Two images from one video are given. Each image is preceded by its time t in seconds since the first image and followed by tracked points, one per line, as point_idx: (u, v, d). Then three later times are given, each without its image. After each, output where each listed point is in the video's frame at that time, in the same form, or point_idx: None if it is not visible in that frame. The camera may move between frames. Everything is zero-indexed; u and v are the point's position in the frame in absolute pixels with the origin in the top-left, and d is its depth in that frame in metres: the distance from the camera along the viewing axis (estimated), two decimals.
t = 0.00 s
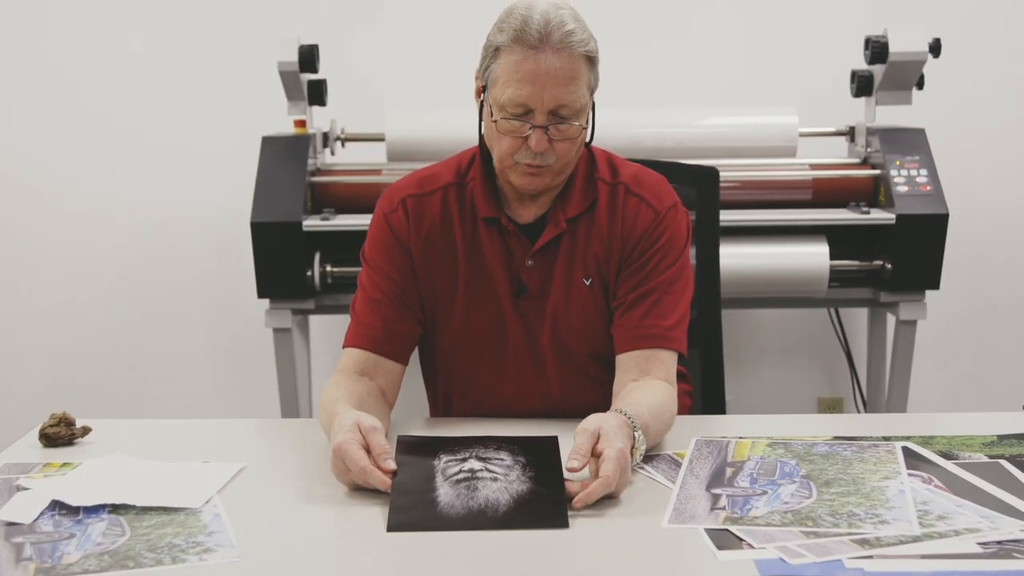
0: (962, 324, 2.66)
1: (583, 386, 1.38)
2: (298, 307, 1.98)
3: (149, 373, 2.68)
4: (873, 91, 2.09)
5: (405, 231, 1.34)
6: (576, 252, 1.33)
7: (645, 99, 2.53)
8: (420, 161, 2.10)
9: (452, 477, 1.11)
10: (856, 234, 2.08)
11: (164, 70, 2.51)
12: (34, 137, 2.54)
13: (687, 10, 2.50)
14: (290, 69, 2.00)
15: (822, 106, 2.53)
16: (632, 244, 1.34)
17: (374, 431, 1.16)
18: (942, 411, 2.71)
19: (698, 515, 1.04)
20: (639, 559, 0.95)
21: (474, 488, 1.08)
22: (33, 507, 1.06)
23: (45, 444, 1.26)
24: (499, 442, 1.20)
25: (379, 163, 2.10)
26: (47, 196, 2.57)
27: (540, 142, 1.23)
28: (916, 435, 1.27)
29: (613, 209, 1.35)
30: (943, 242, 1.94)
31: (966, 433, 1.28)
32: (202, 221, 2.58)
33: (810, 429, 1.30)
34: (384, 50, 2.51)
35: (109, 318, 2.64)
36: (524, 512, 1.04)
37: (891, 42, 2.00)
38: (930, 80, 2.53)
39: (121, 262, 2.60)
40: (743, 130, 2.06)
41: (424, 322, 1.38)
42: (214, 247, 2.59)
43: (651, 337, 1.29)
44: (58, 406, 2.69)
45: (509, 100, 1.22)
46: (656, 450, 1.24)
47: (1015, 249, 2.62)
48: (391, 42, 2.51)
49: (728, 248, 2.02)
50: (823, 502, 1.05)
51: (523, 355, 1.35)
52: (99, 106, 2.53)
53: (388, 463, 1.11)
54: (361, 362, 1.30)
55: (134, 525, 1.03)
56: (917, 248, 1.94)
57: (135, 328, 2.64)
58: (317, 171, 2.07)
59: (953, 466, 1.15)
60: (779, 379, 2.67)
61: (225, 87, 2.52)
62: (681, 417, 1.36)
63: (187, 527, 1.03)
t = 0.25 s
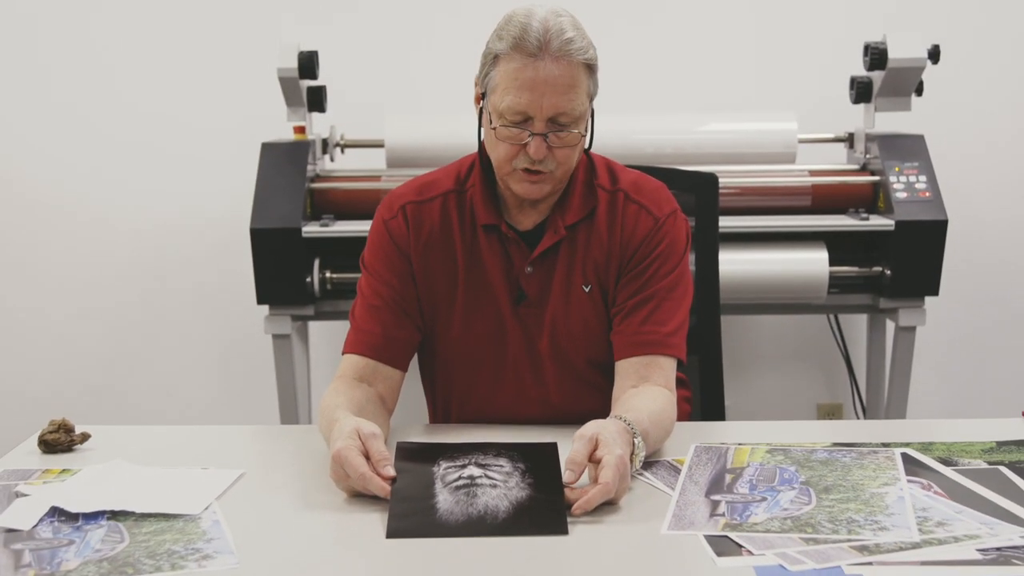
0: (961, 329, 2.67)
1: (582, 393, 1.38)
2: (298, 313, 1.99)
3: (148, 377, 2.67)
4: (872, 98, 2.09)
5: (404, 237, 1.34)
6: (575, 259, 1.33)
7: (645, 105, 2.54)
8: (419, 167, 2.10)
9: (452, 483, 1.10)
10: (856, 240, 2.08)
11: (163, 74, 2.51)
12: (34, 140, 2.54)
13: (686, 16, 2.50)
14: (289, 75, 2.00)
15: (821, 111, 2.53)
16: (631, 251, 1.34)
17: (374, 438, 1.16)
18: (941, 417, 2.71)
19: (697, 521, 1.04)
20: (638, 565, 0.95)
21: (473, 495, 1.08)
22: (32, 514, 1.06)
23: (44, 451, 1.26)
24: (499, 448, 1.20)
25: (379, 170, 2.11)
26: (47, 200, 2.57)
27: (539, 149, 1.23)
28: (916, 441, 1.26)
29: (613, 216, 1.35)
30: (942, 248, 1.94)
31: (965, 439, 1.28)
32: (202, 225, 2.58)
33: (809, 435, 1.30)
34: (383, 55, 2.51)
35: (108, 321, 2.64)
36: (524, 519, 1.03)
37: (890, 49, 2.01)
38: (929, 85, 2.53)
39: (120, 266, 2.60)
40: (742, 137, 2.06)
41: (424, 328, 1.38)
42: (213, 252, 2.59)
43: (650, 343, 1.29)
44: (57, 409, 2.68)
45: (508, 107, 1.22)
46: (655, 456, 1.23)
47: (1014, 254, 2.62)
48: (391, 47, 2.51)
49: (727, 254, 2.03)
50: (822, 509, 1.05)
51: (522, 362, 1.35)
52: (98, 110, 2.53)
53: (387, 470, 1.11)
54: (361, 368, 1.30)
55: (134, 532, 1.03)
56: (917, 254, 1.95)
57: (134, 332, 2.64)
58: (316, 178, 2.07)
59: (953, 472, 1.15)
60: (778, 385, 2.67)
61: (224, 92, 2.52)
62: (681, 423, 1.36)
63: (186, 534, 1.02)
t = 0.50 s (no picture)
0: (961, 335, 2.66)
1: (582, 400, 1.38)
2: (298, 319, 1.99)
3: (148, 381, 2.67)
4: (872, 105, 2.09)
5: (404, 244, 1.34)
6: (575, 266, 1.33)
7: (644, 112, 2.54)
8: (419, 174, 2.10)
9: (451, 490, 1.10)
10: (855, 247, 2.08)
11: (164, 77, 2.51)
12: (35, 142, 2.54)
13: (687, 20, 2.50)
14: (289, 82, 2.00)
15: (820, 117, 2.53)
16: (631, 258, 1.34)
17: (374, 445, 1.16)
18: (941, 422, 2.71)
19: (697, 529, 1.03)
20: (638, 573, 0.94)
21: (473, 502, 1.08)
22: (31, 521, 1.05)
23: (44, 458, 1.25)
24: (498, 455, 1.19)
25: (378, 177, 2.11)
26: (48, 202, 2.57)
27: (538, 155, 1.23)
28: (915, 448, 1.25)
29: (612, 223, 1.35)
30: (942, 255, 1.94)
31: (965, 446, 1.27)
32: (202, 229, 2.58)
33: (809, 442, 1.29)
34: (383, 61, 2.51)
35: (109, 325, 2.64)
36: (524, 525, 1.03)
37: (890, 55, 2.01)
38: (929, 89, 2.53)
39: (120, 270, 2.60)
40: (742, 144, 2.06)
41: (423, 335, 1.38)
42: (213, 257, 2.59)
43: (650, 350, 1.28)
44: (57, 413, 2.68)
45: (507, 114, 1.22)
46: (654, 463, 1.22)
47: (1013, 259, 2.62)
48: (391, 54, 2.51)
49: (727, 261, 2.03)
50: (822, 516, 1.04)
51: (521, 369, 1.35)
52: (99, 113, 2.53)
53: (387, 477, 1.11)
54: (360, 375, 1.30)
55: (133, 539, 1.02)
56: (916, 261, 1.95)
57: (134, 336, 2.64)
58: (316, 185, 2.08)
59: (952, 479, 1.14)
60: (778, 392, 2.67)
61: (224, 97, 2.52)
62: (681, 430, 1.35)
63: (185, 541, 1.02)
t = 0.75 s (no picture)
0: (961, 339, 2.66)
1: (582, 405, 1.38)
2: (298, 325, 1.99)
3: (148, 385, 2.67)
4: (871, 110, 2.09)
5: (404, 250, 1.34)
6: (575, 272, 1.33)
7: (644, 116, 2.54)
8: (420, 179, 2.10)
9: (451, 496, 1.10)
10: (855, 253, 2.08)
11: (165, 79, 2.51)
12: (35, 144, 2.54)
13: (687, 24, 2.51)
14: (289, 87, 2.00)
15: (821, 121, 2.53)
16: (631, 264, 1.34)
17: (373, 450, 1.15)
18: (940, 427, 2.71)
19: (697, 534, 1.02)
20: None
21: (473, 508, 1.07)
22: (31, 526, 1.05)
23: (43, 463, 1.25)
24: (498, 461, 1.19)
25: (378, 182, 2.11)
26: (48, 204, 2.57)
27: (536, 160, 1.23)
28: (915, 454, 1.25)
29: (612, 229, 1.35)
30: (942, 261, 1.94)
31: (965, 451, 1.27)
32: (202, 232, 2.58)
33: (809, 447, 1.29)
34: (383, 66, 2.51)
35: (109, 328, 2.64)
36: (525, 531, 1.03)
37: (889, 61, 2.01)
38: (929, 93, 2.53)
39: (120, 273, 2.60)
40: (742, 149, 2.06)
41: (423, 341, 1.38)
42: (213, 260, 2.59)
43: (649, 356, 1.28)
44: (57, 416, 2.68)
45: (505, 118, 1.22)
46: (655, 469, 1.22)
47: (1013, 264, 2.62)
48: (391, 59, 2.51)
49: (727, 266, 2.03)
50: (822, 521, 1.04)
51: (521, 374, 1.35)
52: (100, 116, 2.53)
53: (387, 482, 1.11)
54: (360, 381, 1.30)
55: (133, 545, 1.01)
56: (917, 267, 1.95)
57: (134, 339, 2.64)
58: (316, 190, 2.08)
59: (953, 485, 1.13)
60: (778, 397, 2.67)
61: (224, 101, 2.52)
62: (681, 435, 1.35)
63: (185, 546, 1.01)
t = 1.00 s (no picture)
0: (961, 342, 2.66)
1: (582, 408, 1.38)
2: (298, 328, 1.99)
3: (148, 387, 2.67)
4: (871, 114, 2.09)
5: (404, 253, 1.34)
6: (574, 275, 1.33)
7: (644, 119, 2.54)
8: (420, 182, 2.10)
9: (451, 499, 1.10)
10: (855, 256, 2.09)
11: (165, 81, 2.51)
12: (36, 145, 2.54)
13: (687, 27, 2.51)
14: (289, 91, 2.00)
15: (821, 123, 2.53)
16: (630, 267, 1.34)
17: (373, 454, 1.15)
18: (940, 430, 2.71)
19: (697, 537, 1.02)
20: None
21: (473, 511, 1.07)
22: (31, 530, 1.05)
23: (43, 467, 1.25)
24: (499, 464, 1.19)
25: (379, 185, 2.11)
26: (49, 206, 2.57)
27: (535, 158, 1.23)
28: (915, 457, 1.25)
29: (612, 232, 1.35)
30: (941, 264, 1.94)
31: (966, 455, 1.26)
32: (202, 235, 2.58)
33: (809, 451, 1.29)
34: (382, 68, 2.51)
35: (109, 330, 2.64)
36: (524, 534, 1.03)
37: (889, 64, 2.01)
38: (929, 95, 2.53)
39: (121, 275, 2.60)
40: (741, 153, 2.07)
41: (423, 344, 1.38)
42: (213, 263, 2.59)
43: (649, 359, 1.28)
44: (57, 418, 2.67)
45: (504, 116, 1.22)
46: (655, 472, 1.22)
47: (1013, 266, 2.62)
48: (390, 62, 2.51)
49: (726, 270, 2.03)
50: (822, 525, 1.03)
51: (521, 377, 1.35)
52: (100, 117, 2.53)
53: (387, 486, 1.11)
54: (360, 385, 1.30)
55: (133, 548, 1.01)
56: (917, 270, 1.95)
57: (134, 341, 2.64)
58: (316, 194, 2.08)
59: (953, 488, 1.13)
60: (778, 401, 2.67)
61: (224, 103, 2.52)
62: (680, 438, 1.35)
63: (185, 550, 1.01)
